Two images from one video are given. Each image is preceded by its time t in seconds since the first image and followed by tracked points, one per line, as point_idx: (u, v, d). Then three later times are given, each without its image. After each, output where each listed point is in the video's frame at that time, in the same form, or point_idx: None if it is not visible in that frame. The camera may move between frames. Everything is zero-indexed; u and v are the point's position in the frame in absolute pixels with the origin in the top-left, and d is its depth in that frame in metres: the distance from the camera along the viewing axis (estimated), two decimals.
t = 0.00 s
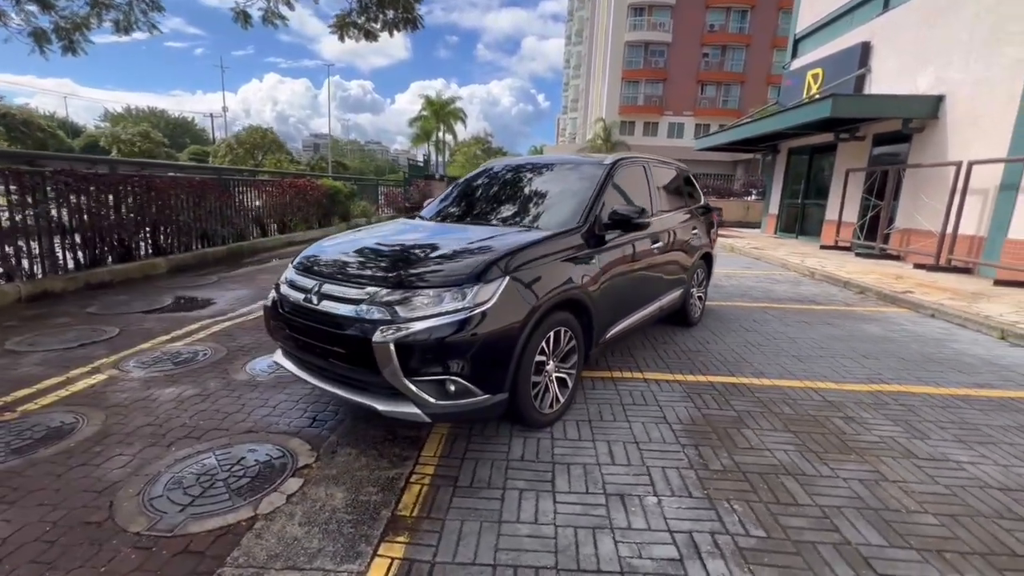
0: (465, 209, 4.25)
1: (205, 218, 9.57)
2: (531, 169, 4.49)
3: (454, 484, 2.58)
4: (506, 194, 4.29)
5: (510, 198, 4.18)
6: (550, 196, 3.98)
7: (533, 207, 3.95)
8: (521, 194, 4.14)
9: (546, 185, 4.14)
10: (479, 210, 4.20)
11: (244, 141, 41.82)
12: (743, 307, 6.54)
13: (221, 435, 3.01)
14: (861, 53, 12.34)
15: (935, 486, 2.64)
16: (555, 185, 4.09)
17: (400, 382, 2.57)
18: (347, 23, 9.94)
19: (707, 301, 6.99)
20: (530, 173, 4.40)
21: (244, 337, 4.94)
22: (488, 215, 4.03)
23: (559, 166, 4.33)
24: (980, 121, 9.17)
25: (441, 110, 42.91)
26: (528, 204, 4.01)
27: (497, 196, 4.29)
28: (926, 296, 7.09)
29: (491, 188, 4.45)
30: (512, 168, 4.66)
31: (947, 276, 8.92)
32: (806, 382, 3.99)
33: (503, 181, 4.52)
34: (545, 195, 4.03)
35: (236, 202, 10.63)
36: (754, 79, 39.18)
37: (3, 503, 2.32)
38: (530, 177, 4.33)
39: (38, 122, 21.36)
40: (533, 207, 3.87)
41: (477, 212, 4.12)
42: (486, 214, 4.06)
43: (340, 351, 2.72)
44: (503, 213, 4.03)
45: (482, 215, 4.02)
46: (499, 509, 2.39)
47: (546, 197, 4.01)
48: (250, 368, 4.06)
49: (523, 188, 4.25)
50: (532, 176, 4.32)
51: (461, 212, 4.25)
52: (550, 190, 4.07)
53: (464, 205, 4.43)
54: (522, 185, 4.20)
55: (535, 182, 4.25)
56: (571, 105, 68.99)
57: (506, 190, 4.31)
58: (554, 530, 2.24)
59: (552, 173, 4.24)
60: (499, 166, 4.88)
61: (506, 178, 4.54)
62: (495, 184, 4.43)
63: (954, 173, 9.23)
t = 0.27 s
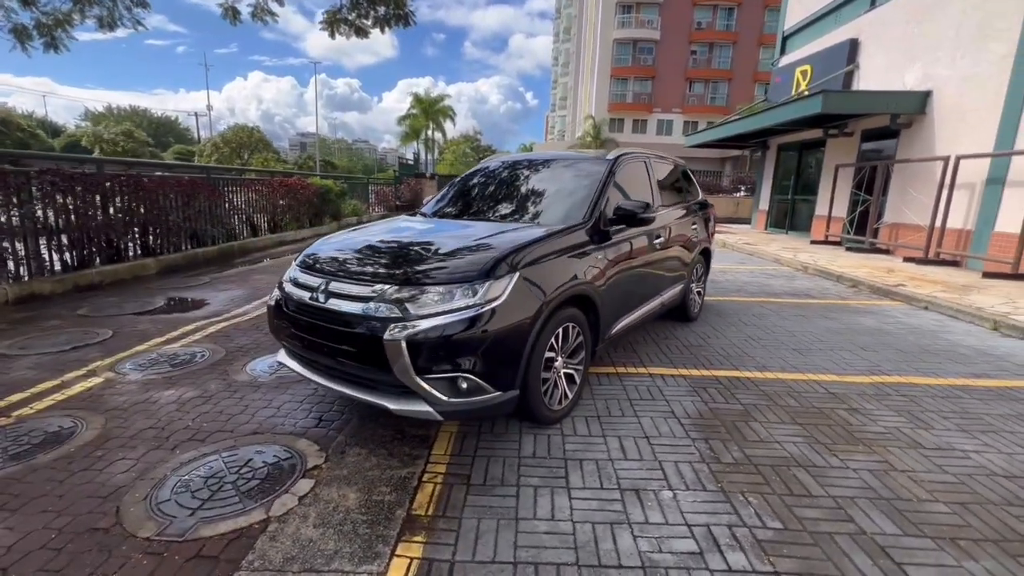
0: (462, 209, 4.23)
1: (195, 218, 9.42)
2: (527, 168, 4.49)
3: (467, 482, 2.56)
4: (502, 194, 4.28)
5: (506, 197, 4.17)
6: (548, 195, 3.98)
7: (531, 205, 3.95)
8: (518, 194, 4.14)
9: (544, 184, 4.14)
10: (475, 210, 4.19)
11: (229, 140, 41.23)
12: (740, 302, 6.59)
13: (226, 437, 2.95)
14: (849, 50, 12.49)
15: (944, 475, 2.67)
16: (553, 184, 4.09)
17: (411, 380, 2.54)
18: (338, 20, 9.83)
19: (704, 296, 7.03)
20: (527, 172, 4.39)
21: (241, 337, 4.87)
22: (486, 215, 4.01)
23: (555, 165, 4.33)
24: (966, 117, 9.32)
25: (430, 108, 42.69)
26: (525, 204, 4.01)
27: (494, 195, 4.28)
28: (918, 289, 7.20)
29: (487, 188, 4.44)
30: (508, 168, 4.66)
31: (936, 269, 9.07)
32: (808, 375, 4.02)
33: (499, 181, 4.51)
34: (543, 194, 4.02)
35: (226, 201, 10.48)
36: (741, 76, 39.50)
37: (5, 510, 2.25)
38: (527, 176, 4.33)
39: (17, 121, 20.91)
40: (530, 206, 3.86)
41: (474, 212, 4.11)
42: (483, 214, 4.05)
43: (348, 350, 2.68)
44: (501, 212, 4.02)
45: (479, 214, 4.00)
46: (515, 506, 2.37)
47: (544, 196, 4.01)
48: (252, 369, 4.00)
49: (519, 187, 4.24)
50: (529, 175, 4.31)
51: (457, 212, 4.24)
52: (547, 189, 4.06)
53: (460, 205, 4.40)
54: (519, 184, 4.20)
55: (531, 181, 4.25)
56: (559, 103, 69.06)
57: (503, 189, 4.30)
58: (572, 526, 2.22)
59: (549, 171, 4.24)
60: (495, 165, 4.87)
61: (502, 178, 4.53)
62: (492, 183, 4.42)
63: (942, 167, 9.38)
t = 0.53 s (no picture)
0: (460, 210, 4.22)
1: (185, 219, 9.26)
2: (526, 167, 4.48)
3: (485, 483, 2.53)
4: (501, 194, 4.28)
5: (505, 197, 4.17)
6: (548, 195, 3.97)
7: (531, 206, 3.94)
8: (516, 193, 4.13)
9: (542, 184, 4.13)
10: (474, 210, 4.18)
11: (215, 139, 40.62)
12: (739, 298, 6.63)
13: (235, 441, 2.89)
14: (838, 47, 12.63)
15: (956, 466, 2.70)
16: (552, 183, 4.09)
17: (427, 381, 2.50)
18: (329, 16, 9.70)
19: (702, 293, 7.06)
20: (525, 172, 4.39)
21: (241, 339, 4.79)
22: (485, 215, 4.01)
23: (554, 164, 4.32)
24: (954, 113, 9.47)
25: (419, 106, 42.43)
26: (525, 204, 4.01)
27: (492, 196, 4.28)
28: (911, 283, 7.30)
29: (485, 188, 4.44)
30: (506, 167, 4.65)
31: (927, 263, 9.21)
32: (813, 370, 4.05)
33: (497, 181, 4.51)
34: (542, 194, 4.02)
35: (217, 201, 10.31)
36: (728, 74, 39.77)
37: (11, 521, 2.19)
38: (524, 176, 4.32)
39: None
40: (529, 207, 3.85)
41: (472, 212, 4.10)
42: (482, 214, 4.04)
43: (361, 351, 2.64)
44: (500, 212, 4.02)
45: (479, 215, 4.00)
46: (535, 506, 2.35)
47: (544, 196, 4.01)
48: (255, 371, 3.93)
49: (517, 188, 4.24)
50: (527, 175, 4.31)
51: (455, 213, 4.23)
52: (546, 188, 4.06)
53: (458, 207, 4.39)
54: (517, 184, 4.19)
55: (530, 181, 4.24)
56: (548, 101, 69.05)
57: (501, 189, 4.30)
58: (595, 526, 2.21)
59: (548, 171, 4.23)
60: (493, 165, 4.86)
61: (500, 178, 4.52)
62: (489, 183, 4.42)
63: (931, 163, 9.52)
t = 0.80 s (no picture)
0: (457, 212, 4.23)
1: (175, 219, 9.10)
2: (523, 168, 4.49)
3: (500, 484, 2.52)
4: (498, 196, 4.28)
5: (502, 198, 4.18)
6: (547, 195, 3.98)
7: (530, 206, 3.95)
8: (514, 194, 4.14)
9: (541, 184, 4.14)
10: (471, 212, 4.18)
11: (200, 138, 39.98)
12: (735, 295, 6.68)
13: (242, 446, 2.85)
14: (826, 46, 12.78)
15: (963, 459, 2.75)
16: (551, 183, 4.09)
17: (441, 382, 2.48)
18: (320, 14, 9.58)
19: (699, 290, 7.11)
20: (521, 173, 4.39)
21: (240, 341, 4.72)
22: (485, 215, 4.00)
23: (551, 164, 4.33)
24: (941, 111, 9.63)
25: (407, 105, 42.15)
26: (523, 204, 4.01)
27: (489, 197, 4.28)
28: (902, 278, 7.43)
29: (482, 190, 4.44)
30: (503, 168, 4.66)
31: (916, 258, 9.37)
32: (816, 365, 4.10)
33: (494, 182, 4.51)
34: (541, 194, 4.02)
35: (207, 201, 10.15)
36: (716, 72, 40.07)
37: (17, 532, 2.12)
38: (521, 176, 4.33)
39: None
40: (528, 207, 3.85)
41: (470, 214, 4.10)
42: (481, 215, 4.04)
43: (372, 352, 2.60)
44: (498, 213, 4.03)
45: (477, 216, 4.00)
46: (553, 507, 2.34)
47: (543, 196, 4.01)
48: (257, 374, 3.88)
49: (515, 188, 4.24)
50: (524, 175, 4.31)
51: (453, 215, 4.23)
52: (544, 189, 4.06)
53: (455, 208, 4.40)
54: (514, 185, 4.20)
55: (527, 181, 4.25)
56: (537, 99, 69.03)
57: (498, 191, 4.30)
58: (615, 525, 2.21)
59: (546, 170, 4.23)
60: (490, 166, 4.87)
61: (497, 179, 4.53)
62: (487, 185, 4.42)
63: (919, 160, 9.68)
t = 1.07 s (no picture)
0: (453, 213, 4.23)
1: (164, 219, 8.96)
2: (519, 168, 4.50)
3: (512, 481, 2.52)
4: (494, 196, 4.29)
5: (499, 198, 4.18)
6: (545, 194, 3.99)
7: (527, 205, 3.95)
8: (511, 194, 4.15)
9: (538, 184, 4.15)
10: (468, 212, 4.19)
11: (183, 136, 39.33)
12: (730, 291, 6.75)
13: (249, 446, 2.81)
14: (814, 46, 12.95)
15: (962, 449, 2.82)
16: (549, 182, 4.10)
17: (453, 379, 2.47)
18: (311, 10, 9.47)
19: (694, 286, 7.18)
20: (517, 173, 4.40)
21: (237, 342, 4.66)
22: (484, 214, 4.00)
23: (547, 163, 4.34)
24: (926, 110, 9.81)
25: (395, 103, 41.89)
26: (521, 203, 4.01)
27: (486, 197, 4.28)
28: (892, 274, 7.56)
29: (478, 190, 4.45)
30: (498, 169, 4.67)
31: (903, 254, 9.55)
32: (814, 360, 4.16)
33: (491, 182, 4.52)
34: (540, 194, 4.03)
35: (195, 201, 10.00)
36: (703, 71, 40.39)
37: (23, 538, 2.08)
38: (517, 176, 4.34)
39: None
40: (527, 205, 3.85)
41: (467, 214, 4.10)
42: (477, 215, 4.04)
43: (383, 350, 2.59)
44: (495, 212, 4.03)
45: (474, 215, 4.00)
46: (567, 502, 2.35)
47: (541, 195, 4.02)
48: (258, 374, 3.83)
49: (511, 188, 4.25)
50: (520, 175, 4.32)
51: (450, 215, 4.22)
52: (542, 188, 4.07)
53: (451, 209, 4.40)
54: (510, 185, 4.21)
55: (523, 181, 4.26)
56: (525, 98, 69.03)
57: (494, 191, 4.31)
58: (629, 519, 2.22)
59: (543, 170, 4.24)
60: (485, 166, 4.87)
61: (493, 179, 4.54)
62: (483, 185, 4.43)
63: (906, 158, 9.86)
